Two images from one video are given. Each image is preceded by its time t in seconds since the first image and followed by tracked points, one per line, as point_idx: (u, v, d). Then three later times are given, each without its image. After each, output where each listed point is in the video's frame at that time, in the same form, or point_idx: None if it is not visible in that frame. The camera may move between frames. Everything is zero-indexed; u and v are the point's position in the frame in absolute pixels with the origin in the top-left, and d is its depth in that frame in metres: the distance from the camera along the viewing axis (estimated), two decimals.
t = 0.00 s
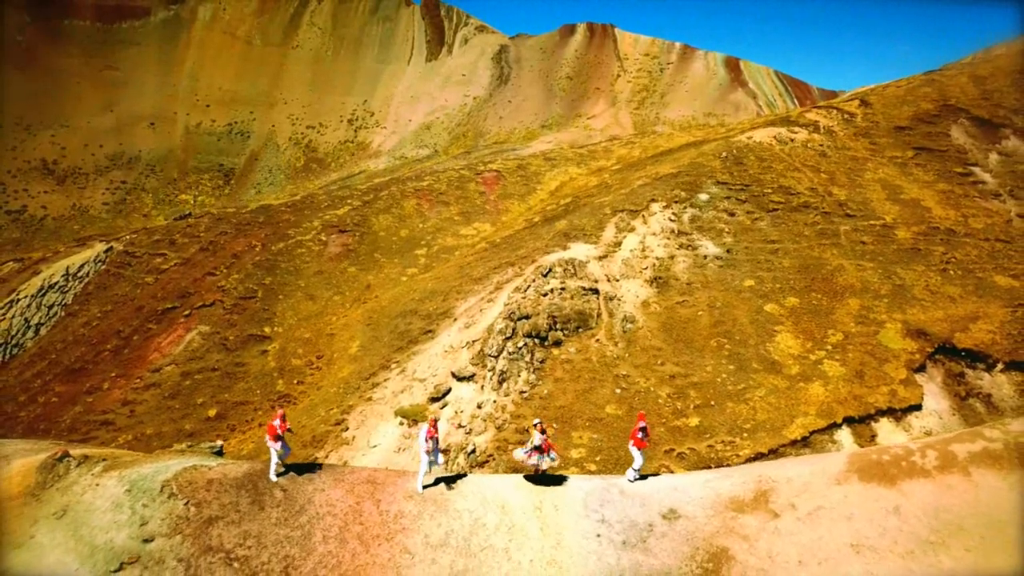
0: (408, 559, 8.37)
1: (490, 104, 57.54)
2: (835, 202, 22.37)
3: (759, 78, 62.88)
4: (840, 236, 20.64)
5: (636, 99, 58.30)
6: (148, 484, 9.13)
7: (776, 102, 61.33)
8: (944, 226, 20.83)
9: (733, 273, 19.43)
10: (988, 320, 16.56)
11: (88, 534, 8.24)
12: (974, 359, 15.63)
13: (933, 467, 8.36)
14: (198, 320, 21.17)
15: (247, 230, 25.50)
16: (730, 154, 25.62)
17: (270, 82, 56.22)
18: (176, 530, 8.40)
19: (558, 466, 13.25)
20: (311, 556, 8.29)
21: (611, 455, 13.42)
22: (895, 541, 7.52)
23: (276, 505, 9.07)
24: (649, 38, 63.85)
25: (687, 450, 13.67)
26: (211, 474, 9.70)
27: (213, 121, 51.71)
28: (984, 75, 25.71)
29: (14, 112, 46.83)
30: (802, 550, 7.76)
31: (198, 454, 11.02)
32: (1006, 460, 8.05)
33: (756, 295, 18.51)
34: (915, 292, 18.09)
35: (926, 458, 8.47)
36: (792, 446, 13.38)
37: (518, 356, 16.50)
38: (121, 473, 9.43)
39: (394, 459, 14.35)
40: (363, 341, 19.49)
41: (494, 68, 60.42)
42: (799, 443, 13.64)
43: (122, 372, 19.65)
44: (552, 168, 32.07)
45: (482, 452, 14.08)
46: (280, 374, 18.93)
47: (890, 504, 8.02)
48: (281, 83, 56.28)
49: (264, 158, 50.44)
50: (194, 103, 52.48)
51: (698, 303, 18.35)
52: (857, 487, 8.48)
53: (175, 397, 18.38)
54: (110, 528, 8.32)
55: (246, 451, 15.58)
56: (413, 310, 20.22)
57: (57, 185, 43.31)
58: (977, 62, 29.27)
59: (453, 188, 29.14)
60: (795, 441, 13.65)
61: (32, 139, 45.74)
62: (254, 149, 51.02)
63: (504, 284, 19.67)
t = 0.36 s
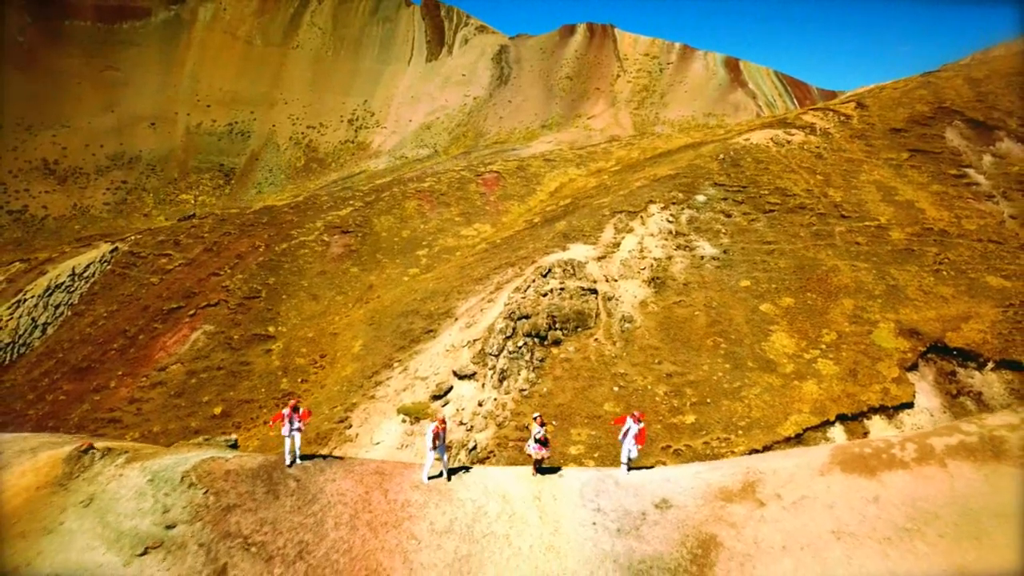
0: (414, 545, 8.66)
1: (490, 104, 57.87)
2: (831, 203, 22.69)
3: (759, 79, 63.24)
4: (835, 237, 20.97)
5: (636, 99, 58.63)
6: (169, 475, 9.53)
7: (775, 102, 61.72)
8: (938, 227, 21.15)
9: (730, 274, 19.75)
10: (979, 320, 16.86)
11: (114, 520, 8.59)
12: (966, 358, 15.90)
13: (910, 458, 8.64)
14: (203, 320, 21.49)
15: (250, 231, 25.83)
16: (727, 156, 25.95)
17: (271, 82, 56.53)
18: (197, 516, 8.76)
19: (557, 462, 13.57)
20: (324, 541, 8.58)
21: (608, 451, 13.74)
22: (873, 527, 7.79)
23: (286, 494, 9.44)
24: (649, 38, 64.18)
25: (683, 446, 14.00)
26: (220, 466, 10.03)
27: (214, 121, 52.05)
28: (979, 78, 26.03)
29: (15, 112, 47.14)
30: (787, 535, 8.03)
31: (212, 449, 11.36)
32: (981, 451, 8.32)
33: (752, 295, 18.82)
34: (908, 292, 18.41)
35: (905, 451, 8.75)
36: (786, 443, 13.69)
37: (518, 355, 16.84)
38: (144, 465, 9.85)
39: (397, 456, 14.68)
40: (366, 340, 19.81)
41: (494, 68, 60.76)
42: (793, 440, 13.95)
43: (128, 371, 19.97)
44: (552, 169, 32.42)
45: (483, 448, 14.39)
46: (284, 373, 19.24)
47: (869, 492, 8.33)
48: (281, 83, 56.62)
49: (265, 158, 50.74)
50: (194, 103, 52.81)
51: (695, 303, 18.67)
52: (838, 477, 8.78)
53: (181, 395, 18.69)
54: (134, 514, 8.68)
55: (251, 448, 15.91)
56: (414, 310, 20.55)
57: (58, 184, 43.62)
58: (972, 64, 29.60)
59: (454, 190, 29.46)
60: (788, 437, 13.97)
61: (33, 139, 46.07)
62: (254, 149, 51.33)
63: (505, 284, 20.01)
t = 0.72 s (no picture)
0: (423, 526, 9.11)
1: (490, 104, 58.28)
2: (825, 204, 23.10)
3: (759, 79, 63.68)
4: (828, 237, 21.40)
5: (636, 99, 59.03)
6: (194, 460, 9.96)
7: (775, 102, 62.16)
8: (930, 228, 21.58)
9: (725, 273, 20.17)
10: (968, 318, 17.29)
11: (145, 503, 9.23)
12: (954, 355, 16.33)
13: (885, 448, 8.87)
14: (210, 319, 21.92)
15: (255, 231, 26.25)
16: (724, 158, 26.35)
17: (271, 82, 56.95)
18: (221, 500, 9.24)
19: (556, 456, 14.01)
20: (338, 522, 9.03)
21: (606, 446, 14.18)
22: (852, 512, 8.12)
23: (304, 475, 9.78)
24: (649, 38, 64.56)
25: (678, 441, 14.43)
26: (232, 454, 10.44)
27: (215, 121, 52.46)
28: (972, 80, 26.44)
29: (16, 111, 47.49)
30: (767, 519, 8.42)
31: (238, 435, 11.86)
32: (953, 440, 8.56)
33: (747, 294, 19.25)
34: (900, 291, 18.84)
35: (881, 439, 8.97)
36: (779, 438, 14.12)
37: (518, 352, 17.29)
38: (169, 449, 10.32)
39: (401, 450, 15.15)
40: (369, 338, 20.24)
41: (494, 68, 61.18)
42: (785, 435, 14.38)
43: (137, 369, 20.41)
44: (552, 170, 32.82)
45: (484, 443, 14.82)
46: (289, 370, 19.67)
47: (844, 478, 8.61)
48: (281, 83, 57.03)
49: (265, 158, 51.14)
50: (195, 102, 53.21)
51: (691, 302, 19.10)
52: (817, 463, 9.05)
53: (189, 392, 19.13)
54: (163, 498, 9.29)
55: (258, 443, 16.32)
56: (417, 309, 20.97)
57: (59, 184, 44.03)
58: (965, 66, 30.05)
59: (455, 190, 29.86)
60: (781, 433, 14.40)
61: (35, 139, 46.49)
62: (255, 149, 51.74)
63: (506, 283, 20.43)
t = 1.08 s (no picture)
0: (430, 508, 9.39)
1: (490, 104, 58.74)
2: (819, 206, 23.58)
3: (758, 79, 64.20)
4: (822, 238, 21.87)
5: (636, 99, 59.48)
6: (218, 448, 10.32)
7: (774, 102, 62.70)
8: (921, 229, 22.06)
9: (721, 274, 20.65)
10: (957, 318, 17.76)
11: (173, 487, 9.64)
12: (943, 353, 16.75)
13: (865, 439, 8.97)
14: (217, 318, 22.42)
15: (260, 232, 26.74)
16: (720, 160, 26.83)
17: (272, 82, 57.42)
18: (244, 484, 9.64)
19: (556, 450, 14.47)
20: (353, 504, 9.41)
21: (604, 441, 14.63)
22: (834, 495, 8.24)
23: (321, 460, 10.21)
24: (649, 39, 65.00)
25: (674, 436, 14.89)
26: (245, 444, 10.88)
27: (216, 121, 52.93)
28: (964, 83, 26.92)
29: (17, 112, 47.97)
30: (752, 503, 8.54)
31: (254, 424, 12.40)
32: (930, 432, 8.68)
33: (742, 294, 19.72)
34: (891, 291, 19.32)
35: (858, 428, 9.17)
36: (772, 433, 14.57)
37: (518, 350, 17.78)
38: (192, 436, 10.83)
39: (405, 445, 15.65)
40: (373, 337, 20.70)
41: (494, 68, 61.66)
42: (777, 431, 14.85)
43: (146, 367, 20.89)
44: (551, 172, 33.29)
45: (486, 438, 15.28)
46: (295, 368, 20.13)
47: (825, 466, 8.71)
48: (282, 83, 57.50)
49: (266, 158, 51.59)
50: (196, 102, 53.66)
51: (687, 301, 19.57)
52: (800, 453, 9.13)
53: (197, 389, 19.62)
54: (190, 482, 9.67)
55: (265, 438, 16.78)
56: (420, 308, 21.45)
57: (61, 184, 44.50)
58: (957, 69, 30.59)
59: (456, 192, 30.33)
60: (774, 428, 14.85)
61: (36, 139, 46.96)
62: (256, 149, 52.20)
63: (506, 283, 20.92)
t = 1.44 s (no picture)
0: (438, 489, 9.50)
1: (490, 104, 59.30)
2: (811, 207, 24.15)
3: (758, 79, 64.81)
4: (814, 239, 22.44)
5: (635, 99, 60.02)
6: (242, 435, 10.76)
7: (773, 102, 63.33)
8: (911, 230, 22.61)
9: (716, 273, 21.24)
10: (944, 316, 18.34)
11: (201, 470, 9.95)
12: (930, 350, 17.31)
13: (838, 426, 9.02)
14: (225, 316, 23.01)
15: (265, 232, 27.32)
16: (715, 162, 27.42)
17: (273, 82, 57.97)
18: (267, 466, 9.99)
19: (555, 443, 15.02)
20: (366, 484, 9.60)
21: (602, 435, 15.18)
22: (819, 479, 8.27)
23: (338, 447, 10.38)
24: (648, 39, 65.54)
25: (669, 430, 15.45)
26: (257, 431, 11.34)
27: (217, 121, 53.45)
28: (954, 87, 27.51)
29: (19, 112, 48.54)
30: (733, 484, 8.56)
31: (277, 416, 12.68)
32: (899, 419, 8.75)
33: (736, 293, 20.30)
34: (880, 290, 19.88)
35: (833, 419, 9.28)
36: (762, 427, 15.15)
37: (519, 347, 18.43)
38: (220, 425, 11.12)
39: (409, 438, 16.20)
40: (378, 335, 21.27)
41: (494, 68, 62.25)
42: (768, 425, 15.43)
43: (156, 364, 21.46)
44: (551, 173, 33.85)
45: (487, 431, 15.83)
46: (301, 365, 20.69)
47: (799, 449, 8.75)
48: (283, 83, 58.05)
49: (267, 158, 52.14)
50: (197, 102, 54.18)
51: (682, 300, 20.16)
52: (779, 438, 9.10)
53: (206, 385, 20.19)
54: (218, 465, 10.02)
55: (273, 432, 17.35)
56: (423, 307, 22.04)
57: (63, 184, 45.06)
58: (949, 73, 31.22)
59: (457, 193, 30.89)
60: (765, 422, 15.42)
61: (38, 139, 47.53)
62: (256, 148, 52.73)
63: (506, 283, 21.51)
